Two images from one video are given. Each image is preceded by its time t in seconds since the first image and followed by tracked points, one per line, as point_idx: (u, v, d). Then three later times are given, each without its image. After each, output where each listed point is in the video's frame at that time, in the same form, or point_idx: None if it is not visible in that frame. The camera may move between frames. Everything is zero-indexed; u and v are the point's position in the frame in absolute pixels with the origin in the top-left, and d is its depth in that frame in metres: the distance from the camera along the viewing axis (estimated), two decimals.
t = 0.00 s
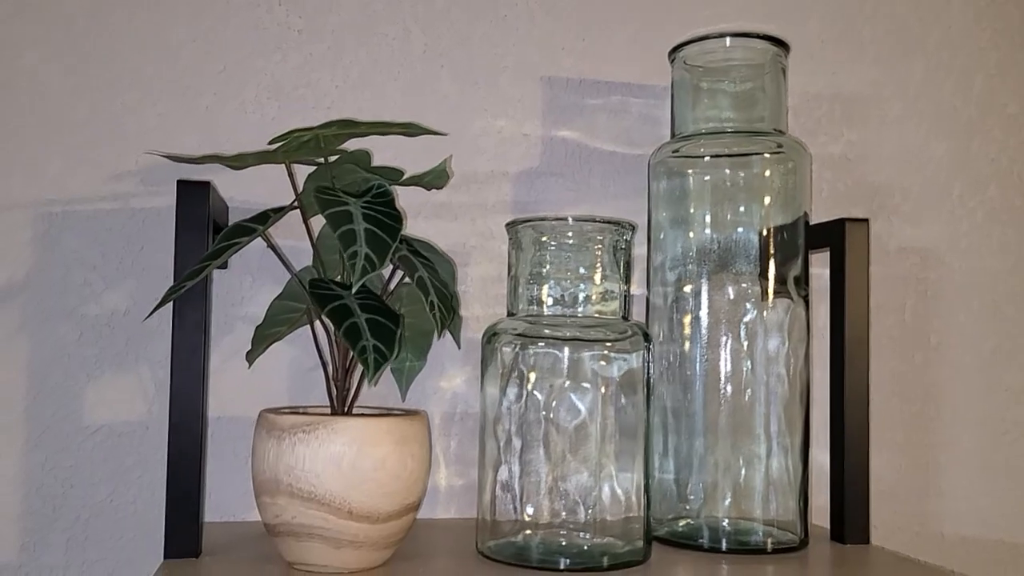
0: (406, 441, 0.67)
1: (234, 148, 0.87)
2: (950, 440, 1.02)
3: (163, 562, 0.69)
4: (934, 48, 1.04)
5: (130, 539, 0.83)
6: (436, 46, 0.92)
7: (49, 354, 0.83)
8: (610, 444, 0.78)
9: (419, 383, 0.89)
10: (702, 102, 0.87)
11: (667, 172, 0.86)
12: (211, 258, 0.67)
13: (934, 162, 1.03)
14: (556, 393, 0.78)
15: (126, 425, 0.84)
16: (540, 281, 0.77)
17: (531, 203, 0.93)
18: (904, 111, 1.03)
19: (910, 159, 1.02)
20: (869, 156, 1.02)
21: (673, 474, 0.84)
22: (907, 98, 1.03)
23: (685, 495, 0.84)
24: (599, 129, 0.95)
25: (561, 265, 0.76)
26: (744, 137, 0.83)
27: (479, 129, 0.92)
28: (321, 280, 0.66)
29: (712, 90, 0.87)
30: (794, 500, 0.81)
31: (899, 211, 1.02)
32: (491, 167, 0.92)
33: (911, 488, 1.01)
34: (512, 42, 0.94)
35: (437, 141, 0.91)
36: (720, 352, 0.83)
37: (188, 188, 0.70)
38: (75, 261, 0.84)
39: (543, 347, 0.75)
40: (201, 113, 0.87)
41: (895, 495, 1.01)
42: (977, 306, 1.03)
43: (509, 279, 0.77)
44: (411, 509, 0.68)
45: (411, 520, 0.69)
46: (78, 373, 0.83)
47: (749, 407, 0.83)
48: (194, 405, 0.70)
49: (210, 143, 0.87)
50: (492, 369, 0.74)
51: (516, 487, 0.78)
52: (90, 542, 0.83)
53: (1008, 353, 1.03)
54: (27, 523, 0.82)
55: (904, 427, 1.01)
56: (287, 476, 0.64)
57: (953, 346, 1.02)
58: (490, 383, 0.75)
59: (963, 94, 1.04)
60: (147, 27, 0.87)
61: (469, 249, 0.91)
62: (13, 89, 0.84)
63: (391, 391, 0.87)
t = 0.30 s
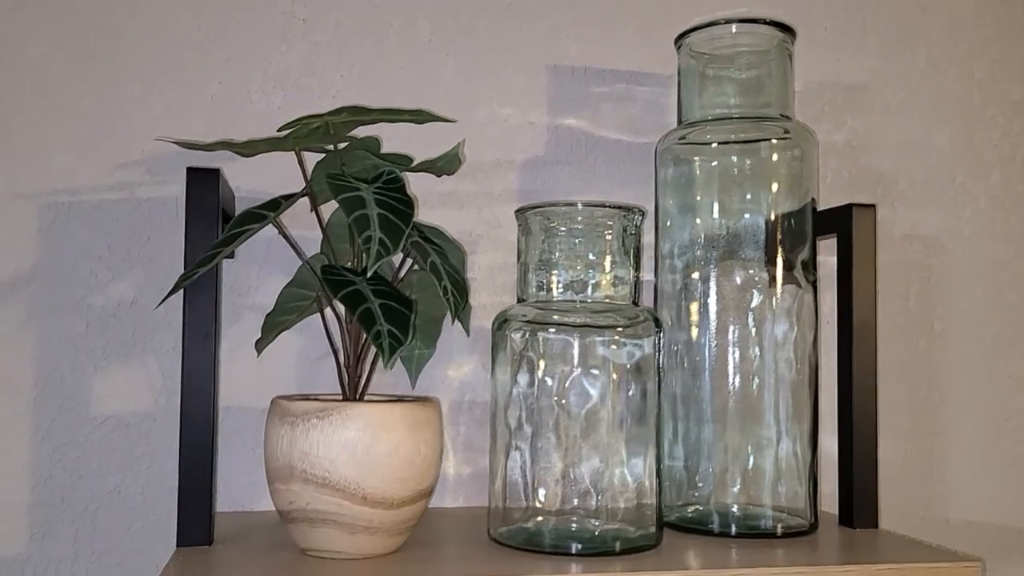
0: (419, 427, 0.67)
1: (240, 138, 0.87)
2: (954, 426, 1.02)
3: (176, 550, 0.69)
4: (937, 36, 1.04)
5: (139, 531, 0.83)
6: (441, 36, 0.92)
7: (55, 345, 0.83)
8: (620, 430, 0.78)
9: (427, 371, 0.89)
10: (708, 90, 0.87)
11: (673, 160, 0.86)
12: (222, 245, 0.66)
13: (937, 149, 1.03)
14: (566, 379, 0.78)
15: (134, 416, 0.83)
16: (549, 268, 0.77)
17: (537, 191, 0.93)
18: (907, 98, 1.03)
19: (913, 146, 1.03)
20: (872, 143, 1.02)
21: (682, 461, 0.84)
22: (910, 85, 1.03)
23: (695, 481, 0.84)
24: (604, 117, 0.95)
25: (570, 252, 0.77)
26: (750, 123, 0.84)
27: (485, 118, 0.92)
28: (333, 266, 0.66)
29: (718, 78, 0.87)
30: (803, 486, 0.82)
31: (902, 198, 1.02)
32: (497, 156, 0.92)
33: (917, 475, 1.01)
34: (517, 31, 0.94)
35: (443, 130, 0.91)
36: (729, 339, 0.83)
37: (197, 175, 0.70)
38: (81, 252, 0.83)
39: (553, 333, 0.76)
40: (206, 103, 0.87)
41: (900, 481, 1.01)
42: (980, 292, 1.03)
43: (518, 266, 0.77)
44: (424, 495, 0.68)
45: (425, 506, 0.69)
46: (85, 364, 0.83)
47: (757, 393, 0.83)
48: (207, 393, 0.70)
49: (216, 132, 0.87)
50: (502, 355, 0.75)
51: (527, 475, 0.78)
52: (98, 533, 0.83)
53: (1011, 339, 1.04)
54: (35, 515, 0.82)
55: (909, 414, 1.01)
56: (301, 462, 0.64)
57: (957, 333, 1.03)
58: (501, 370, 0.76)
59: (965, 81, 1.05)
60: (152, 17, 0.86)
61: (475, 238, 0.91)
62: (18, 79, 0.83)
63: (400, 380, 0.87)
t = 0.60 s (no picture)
0: (435, 413, 0.67)
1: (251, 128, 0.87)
2: (959, 415, 1.03)
3: (193, 537, 0.69)
4: (940, 27, 1.05)
5: (152, 520, 0.83)
6: (449, 26, 0.92)
7: (68, 335, 0.83)
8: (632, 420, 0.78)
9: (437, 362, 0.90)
10: (716, 80, 0.88)
11: (681, 149, 0.87)
12: (238, 233, 0.67)
13: (941, 139, 1.04)
14: (578, 368, 0.78)
15: (147, 406, 0.84)
16: (561, 255, 0.78)
17: (545, 182, 0.93)
18: (912, 89, 1.04)
19: (918, 136, 1.03)
20: (877, 133, 1.03)
21: (691, 449, 0.85)
22: (914, 76, 1.04)
23: (704, 469, 0.84)
24: (611, 108, 0.95)
25: (582, 240, 0.77)
26: (758, 112, 0.84)
27: (493, 109, 0.93)
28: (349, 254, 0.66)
29: (725, 68, 0.88)
30: (814, 473, 0.82)
31: (907, 188, 1.03)
32: (506, 146, 0.93)
33: (922, 463, 1.02)
34: (525, 21, 0.94)
35: (451, 120, 0.92)
36: (738, 327, 0.84)
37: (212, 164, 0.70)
38: (93, 242, 0.84)
39: (565, 321, 0.76)
40: (217, 94, 0.87)
41: (906, 469, 1.02)
42: (985, 281, 1.04)
43: (530, 254, 0.78)
44: (440, 481, 0.68)
45: (440, 492, 0.69)
46: (98, 355, 0.83)
47: (767, 379, 0.84)
48: (222, 381, 0.70)
49: (227, 123, 0.87)
50: (514, 343, 0.76)
51: (540, 465, 0.78)
52: (111, 523, 0.83)
53: (1015, 328, 1.04)
54: (48, 505, 0.82)
55: (914, 402, 1.02)
56: (319, 448, 0.65)
57: (962, 322, 1.03)
58: (514, 358, 0.76)
59: (969, 71, 1.05)
60: (162, 7, 0.87)
61: (484, 228, 0.92)
62: (30, 70, 0.84)
63: (410, 369, 0.88)
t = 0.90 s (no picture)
0: (448, 393, 0.67)
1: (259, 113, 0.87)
2: (965, 398, 1.03)
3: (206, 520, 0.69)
4: (945, 11, 1.05)
5: (162, 506, 0.83)
6: (456, 11, 0.92)
7: (77, 321, 0.83)
8: (646, 399, 0.78)
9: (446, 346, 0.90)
10: (724, 64, 0.88)
11: (689, 132, 0.87)
12: (250, 215, 0.66)
13: (947, 124, 1.04)
14: (589, 350, 0.78)
15: (156, 392, 0.84)
16: (571, 238, 0.78)
17: (553, 166, 0.93)
18: (917, 73, 1.04)
19: (924, 121, 1.04)
20: (882, 118, 1.03)
21: (701, 431, 0.85)
22: (920, 60, 1.04)
23: (714, 452, 0.85)
24: (618, 93, 0.95)
25: (592, 223, 0.77)
26: (766, 95, 0.84)
27: (501, 94, 0.93)
28: (362, 235, 0.66)
29: (733, 52, 0.88)
30: (823, 455, 0.83)
31: (912, 172, 1.03)
32: (513, 131, 0.93)
33: (929, 447, 1.02)
34: (532, 6, 0.94)
35: (458, 105, 0.92)
36: (747, 309, 0.84)
37: (223, 147, 0.70)
38: (102, 228, 0.84)
39: (576, 303, 0.76)
40: (224, 79, 0.87)
41: (913, 453, 1.02)
42: (990, 265, 1.04)
43: (541, 237, 0.78)
44: (453, 461, 0.68)
45: (453, 473, 0.69)
46: (107, 341, 0.83)
47: (777, 362, 0.84)
48: (234, 365, 0.70)
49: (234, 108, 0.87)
50: (525, 325, 0.76)
51: (552, 446, 0.78)
52: (121, 509, 0.83)
53: (1020, 312, 1.05)
54: (59, 491, 0.82)
55: (920, 386, 1.02)
56: (334, 429, 0.65)
57: (967, 306, 1.04)
58: (526, 340, 0.77)
59: (975, 56, 1.05)
60: None
61: (492, 213, 0.92)
62: (38, 55, 0.83)
63: (419, 354, 0.88)
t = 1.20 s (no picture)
0: (464, 376, 0.67)
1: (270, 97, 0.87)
2: (975, 384, 1.03)
3: (220, 504, 0.69)
4: None
5: (173, 491, 0.83)
6: None
7: (87, 306, 0.82)
8: (660, 383, 0.77)
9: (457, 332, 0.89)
10: (736, 48, 0.88)
11: (702, 116, 0.86)
12: (265, 197, 0.66)
13: (957, 109, 1.04)
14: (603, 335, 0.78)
15: (167, 378, 0.83)
16: (585, 221, 0.78)
17: (563, 151, 0.93)
18: (929, 58, 1.03)
19: (934, 106, 1.03)
20: (893, 103, 1.02)
21: (713, 416, 0.85)
22: (931, 45, 1.04)
23: (727, 437, 0.84)
24: (630, 77, 0.95)
25: (605, 206, 0.77)
26: (779, 78, 0.84)
27: (511, 78, 0.92)
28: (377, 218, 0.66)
29: (745, 36, 0.87)
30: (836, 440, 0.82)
31: (923, 157, 1.03)
32: (524, 116, 0.92)
33: (938, 433, 1.02)
34: None
35: (468, 90, 0.91)
36: (760, 294, 0.84)
37: (237, 129, 0.69)
38: (111, 213, 0.83)
39: (590, 287, 0.76)
40: (234, 63, 0.86)
41: (923, 439, 1.02)
42: (1000, 251, 1.04)
43: (554, 221, 0.78)
44: (468, 445, 0.68)
45: (468, 457, 0.69)
46: (117, 326, 0.83)
47: (790, 346, 0.84)
48: (248, 348, 0.70)
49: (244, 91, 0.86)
50: (538, 309, 0.76)
51: (566, 431, 0.77)
52: (133, 494, 0.83)
53: None
54: (70, 476, 0.82)
55: (930, 372, 1.02)
56: (350, 412, 0.65)
57: (978, 291, 1.03)
58: (539, 324, 0.77)
59: (985, 41, 1.05)
60: None
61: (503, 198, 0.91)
62: (46, 38, 0.83)
63: (431, 339, 0.87)
